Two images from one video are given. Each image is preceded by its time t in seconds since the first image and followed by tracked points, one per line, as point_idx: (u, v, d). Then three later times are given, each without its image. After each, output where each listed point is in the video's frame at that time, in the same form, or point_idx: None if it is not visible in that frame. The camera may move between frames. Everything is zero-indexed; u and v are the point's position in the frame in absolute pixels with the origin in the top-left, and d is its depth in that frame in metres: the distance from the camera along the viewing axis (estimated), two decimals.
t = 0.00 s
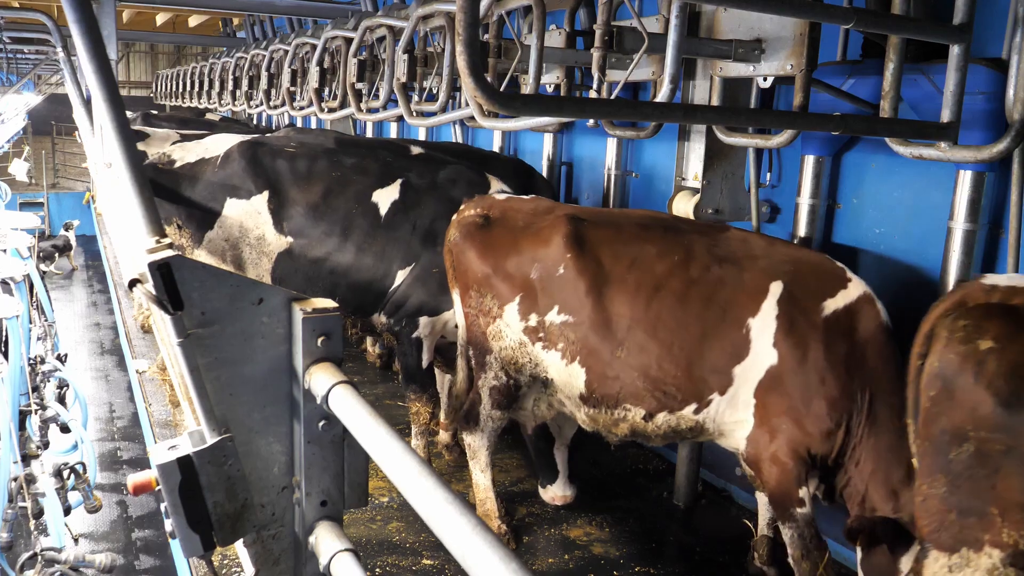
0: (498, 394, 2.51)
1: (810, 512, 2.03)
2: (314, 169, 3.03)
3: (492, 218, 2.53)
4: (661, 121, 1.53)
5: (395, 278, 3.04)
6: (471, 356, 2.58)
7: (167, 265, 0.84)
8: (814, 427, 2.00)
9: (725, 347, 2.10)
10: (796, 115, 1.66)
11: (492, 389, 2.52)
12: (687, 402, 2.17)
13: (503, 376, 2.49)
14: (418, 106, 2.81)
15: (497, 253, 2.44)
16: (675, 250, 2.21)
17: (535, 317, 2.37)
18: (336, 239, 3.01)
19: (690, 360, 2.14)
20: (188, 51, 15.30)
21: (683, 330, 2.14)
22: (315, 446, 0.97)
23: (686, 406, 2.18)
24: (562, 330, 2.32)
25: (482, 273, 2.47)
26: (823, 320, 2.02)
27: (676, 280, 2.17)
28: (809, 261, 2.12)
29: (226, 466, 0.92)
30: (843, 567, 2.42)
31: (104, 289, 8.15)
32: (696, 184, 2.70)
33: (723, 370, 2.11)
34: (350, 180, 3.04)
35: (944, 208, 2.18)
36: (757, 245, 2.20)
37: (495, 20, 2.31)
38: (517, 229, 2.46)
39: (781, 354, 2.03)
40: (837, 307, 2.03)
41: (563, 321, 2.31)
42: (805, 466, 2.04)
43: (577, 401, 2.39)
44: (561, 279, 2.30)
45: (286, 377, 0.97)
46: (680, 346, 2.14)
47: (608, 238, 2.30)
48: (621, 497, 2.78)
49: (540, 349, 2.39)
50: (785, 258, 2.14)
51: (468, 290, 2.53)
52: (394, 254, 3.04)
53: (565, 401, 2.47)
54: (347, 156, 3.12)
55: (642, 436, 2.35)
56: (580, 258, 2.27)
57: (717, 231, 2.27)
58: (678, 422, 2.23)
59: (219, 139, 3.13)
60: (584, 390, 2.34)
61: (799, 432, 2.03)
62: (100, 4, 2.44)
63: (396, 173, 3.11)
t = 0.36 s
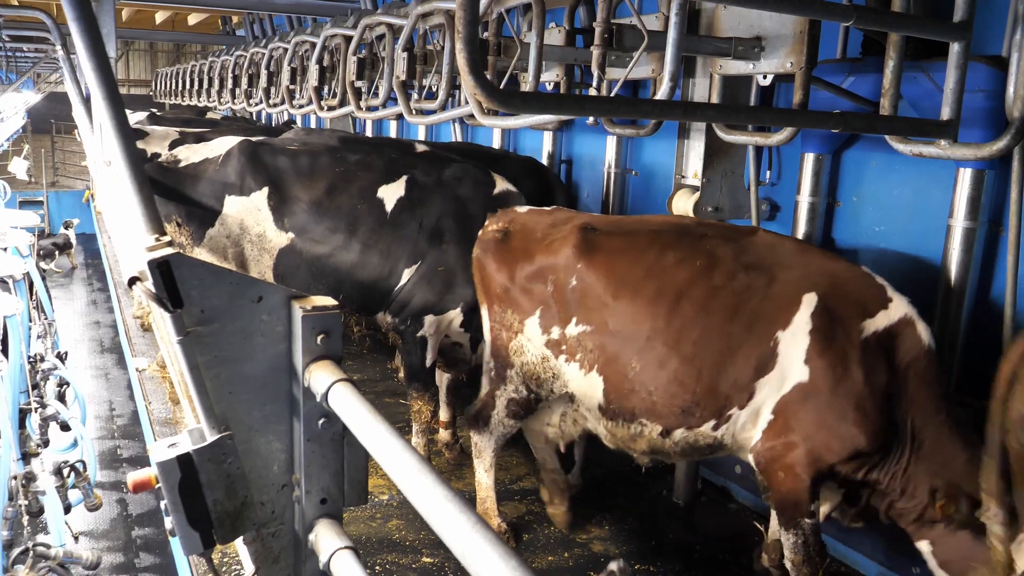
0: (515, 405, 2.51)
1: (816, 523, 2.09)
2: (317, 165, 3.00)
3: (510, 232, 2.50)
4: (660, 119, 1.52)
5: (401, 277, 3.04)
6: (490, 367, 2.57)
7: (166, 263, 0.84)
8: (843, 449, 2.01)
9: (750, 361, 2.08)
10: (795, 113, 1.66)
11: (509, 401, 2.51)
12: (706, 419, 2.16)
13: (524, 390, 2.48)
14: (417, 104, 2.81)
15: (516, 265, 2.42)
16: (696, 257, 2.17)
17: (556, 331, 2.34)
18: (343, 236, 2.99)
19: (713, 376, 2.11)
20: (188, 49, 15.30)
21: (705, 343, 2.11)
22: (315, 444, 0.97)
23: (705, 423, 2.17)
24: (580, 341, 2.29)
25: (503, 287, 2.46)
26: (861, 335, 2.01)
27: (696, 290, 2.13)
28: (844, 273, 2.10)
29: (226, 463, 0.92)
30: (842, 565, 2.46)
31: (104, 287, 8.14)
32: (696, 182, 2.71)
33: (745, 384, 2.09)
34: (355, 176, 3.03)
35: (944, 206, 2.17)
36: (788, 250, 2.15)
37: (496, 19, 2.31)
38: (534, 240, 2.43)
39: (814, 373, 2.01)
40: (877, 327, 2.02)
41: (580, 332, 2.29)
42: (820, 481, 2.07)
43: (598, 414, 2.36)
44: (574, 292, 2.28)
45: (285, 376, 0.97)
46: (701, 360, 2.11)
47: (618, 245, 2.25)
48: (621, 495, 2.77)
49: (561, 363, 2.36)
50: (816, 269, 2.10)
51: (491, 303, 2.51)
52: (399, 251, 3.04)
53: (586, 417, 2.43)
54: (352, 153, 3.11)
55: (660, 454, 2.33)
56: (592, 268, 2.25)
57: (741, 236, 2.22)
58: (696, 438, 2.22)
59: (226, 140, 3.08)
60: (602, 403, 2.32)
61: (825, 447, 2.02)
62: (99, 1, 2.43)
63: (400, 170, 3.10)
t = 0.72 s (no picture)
0: (533, 407, 2.47)
1: (829, 524, 1.99)
2: (313, 159, 2.98)
3: (537, 232, 2.48)
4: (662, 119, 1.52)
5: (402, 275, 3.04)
6: (513, 368, 2.53)
7: (167, 262, 0.84)
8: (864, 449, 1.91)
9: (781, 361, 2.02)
10: (796, 112, 1.66)
11: (527, 402, 2.47)
12: (733, 420, 2.11)
13: (543, 392, 2.44)
14: (417, 103, 2.81)
15: (544, 267, 2.41)
16: (725, 253, 2.14)
17: (578, 329, 2.33)
18: (343, 231, 2.97)
19: (740, 375, 2.07)
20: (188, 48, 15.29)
21: (732, 340, 2.07)
22: (315, 444, 0.97)
23: (732, 423, 2.12)
24: (605, 336, 2.27)
25: (529, 288, 2.43)
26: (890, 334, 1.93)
27: (724, 286, 2.10)
28: (876, 276, 2.03)
29: (226, 463, 0.92)
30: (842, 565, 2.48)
31: (104, 287, 8.14)
32: (697, 181, 2.73)
33: (771, 385, 2.04)
34: (353, 170, 3.00)
35: (944, 205, 2.18)
36: (818, 253, 2.11)
37: (495, 19, 2.30)
38: (562, 238, 2.42)
39: (841, 372, 1.94)
40: (907, 329, 1.94)
41: (605, 327, 2.27)
42: (838, 481, 1.98)
43: (620, 413, 2.32)
44: (600, 286, 2.28)
45: (286, 375, 0.97)
46: (728, 357, 2.08)
47: (647, 241, 2.25)
48: (621, 494, 2.78)
49: (580, 361, 2.34)
50: (850, 270, 2.04)
51: (516, 305, 2.48)
52: (401, 250, 3.03)
53: (608, 417, 2.39)
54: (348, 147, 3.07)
55: (685, 455, 2.28)
56: (619, 262, 2.25)
57: (773, 235, 2.19)
58: (723, 441, 2.17)
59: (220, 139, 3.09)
60: (625, 399, 2.28)
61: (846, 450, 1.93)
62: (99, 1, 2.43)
63: (399, 167, 3.06)
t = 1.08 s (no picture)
0: (582, 423, 2.50)
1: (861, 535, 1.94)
2: (305, 156, 2.92)
3: (566, 242, 2.49)
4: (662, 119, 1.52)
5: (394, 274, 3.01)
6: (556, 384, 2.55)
7: (167, 261, 0.84)
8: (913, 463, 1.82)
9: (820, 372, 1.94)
10: (797, 112, 1.66)
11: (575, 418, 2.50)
12: (763, 430, 2.06)
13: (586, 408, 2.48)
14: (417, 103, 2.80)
15: (574, 281, 2.42)
16: (756, 265, 2.10)
17: (611, 342, 2.33)
18: (343, 232, 2.93)
19: (767, 383, 2.02)
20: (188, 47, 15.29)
21: (761, 351, 2.02)
22: (315, 444, 0.97)
23: (763, 433, 2.07)
24: (642, 353, 2.25)
25: (560, 301, 2.45)
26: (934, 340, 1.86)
27: (755, 297, 2.06)
28: (911, 282, 1.97)
29: (226, 463, 0.92)
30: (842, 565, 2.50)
31: (105, 287, 8.14)
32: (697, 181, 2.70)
33: (802, 391, 1.97)
34: (346, 170, 2.94)
35: (944, 205, 2.18)
36: (851, 259, 2.06)
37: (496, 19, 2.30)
38: (593, 250, 2.42)
39: (875, 378, 1.86)
40: (943, 330, 1.86)
41: (642, 344, 2.25)
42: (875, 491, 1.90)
43: (655, 429, 2.32)
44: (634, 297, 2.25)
45: (286, 375, 0.97)
46: (758, 367, 2.02)
47: (679, 252, 2.22)
48: (621, 493, 2.78)
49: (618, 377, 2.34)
50: (882, 274, 1.98)
51: (548, 317, 2.51)
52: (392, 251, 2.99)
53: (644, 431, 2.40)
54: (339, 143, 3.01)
55: (719, 469, 2.24)
56: (651, 273, 2.22)
57: (806, 244, 2.14)
58: (755, 452, 2.12)
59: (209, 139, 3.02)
60: (660, 416, 2.27)
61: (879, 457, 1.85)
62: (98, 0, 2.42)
63: (391, 164, 3.00)
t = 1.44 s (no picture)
0: (621, 433, 2.50)
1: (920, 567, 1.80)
2: (296, 158, 3.03)
3: (626, 248, 2.45)
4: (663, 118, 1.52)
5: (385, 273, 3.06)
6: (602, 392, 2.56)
7: (168, 261, 0.85)
8: (974, 526, 1.69)
9: (884, 425, 1.79)
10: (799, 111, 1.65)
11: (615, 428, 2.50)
12: (830, 485, 1.93)
13: (628, 419, 2.47)
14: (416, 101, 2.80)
15: (627, 286, 2.36)
16: (821, 304, 1.95)
17: (662, 364, 2.27)
18: (326, 233, 3.01)
19: (835, 439, 1.87)
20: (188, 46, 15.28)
21: (825, 403, 1.88)
22: (316, 442, 0.97)
23: (828, 488, 1.94)
24: (686, 384, 2.20)
25: (612, 308, 2.42)
26: (1017, 395, 1.66)
27: (817, 341, 1.92)
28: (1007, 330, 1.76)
29: (227, 461, 0.92)
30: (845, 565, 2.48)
31: (106, 286, 8.15)
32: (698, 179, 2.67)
33: (874, 449, 1.81)
34: (334, 173, 3.04)
35: (945, 203, 2.17)
36: (934, 300, 1.87)
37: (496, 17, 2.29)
38: (648, 261, 2.35)
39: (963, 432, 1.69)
40: None
41: (686, 373, 2.19)
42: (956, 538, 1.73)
43: (707, 461, 2.24)
44: (683, 325, 2.19)
45: (287, 373, 0.97)
46: (822, 422, 1.89)
47: (738, 281, 2.10)
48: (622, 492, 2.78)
49: (664, 397, 2.30)
50: (970, 321, 1.79)
51: (600, 324, 2.49)
52: (381, 246, 3.05)
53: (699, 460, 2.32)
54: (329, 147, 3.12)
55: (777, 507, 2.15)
56: (703, 305, 2.12)
57: (880, 281, 1.96)
58: (819, 503, 2.00)
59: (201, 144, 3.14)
60: (711, 452, 2.20)
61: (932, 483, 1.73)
62: None
63: (379, 167, 3.10)
